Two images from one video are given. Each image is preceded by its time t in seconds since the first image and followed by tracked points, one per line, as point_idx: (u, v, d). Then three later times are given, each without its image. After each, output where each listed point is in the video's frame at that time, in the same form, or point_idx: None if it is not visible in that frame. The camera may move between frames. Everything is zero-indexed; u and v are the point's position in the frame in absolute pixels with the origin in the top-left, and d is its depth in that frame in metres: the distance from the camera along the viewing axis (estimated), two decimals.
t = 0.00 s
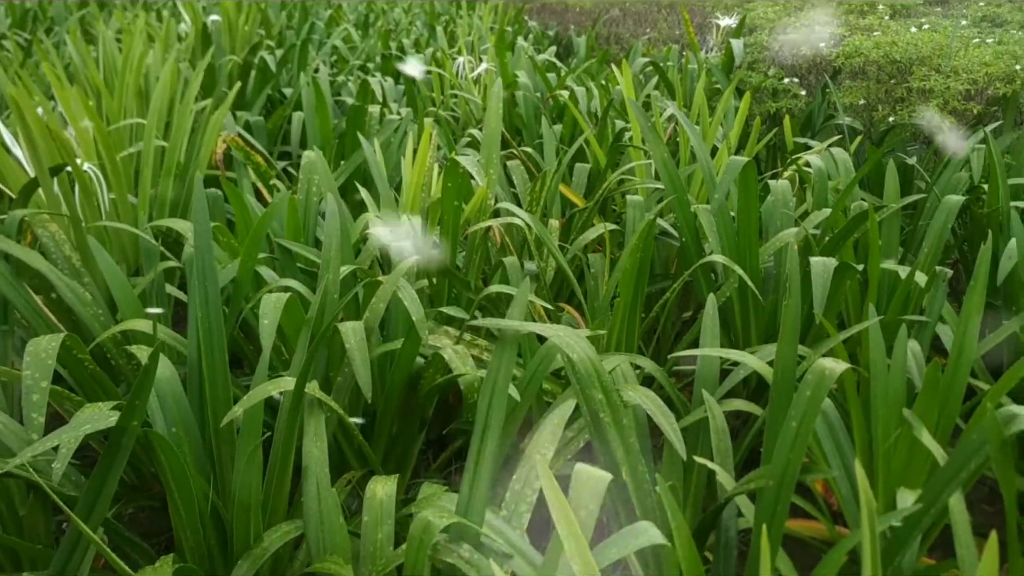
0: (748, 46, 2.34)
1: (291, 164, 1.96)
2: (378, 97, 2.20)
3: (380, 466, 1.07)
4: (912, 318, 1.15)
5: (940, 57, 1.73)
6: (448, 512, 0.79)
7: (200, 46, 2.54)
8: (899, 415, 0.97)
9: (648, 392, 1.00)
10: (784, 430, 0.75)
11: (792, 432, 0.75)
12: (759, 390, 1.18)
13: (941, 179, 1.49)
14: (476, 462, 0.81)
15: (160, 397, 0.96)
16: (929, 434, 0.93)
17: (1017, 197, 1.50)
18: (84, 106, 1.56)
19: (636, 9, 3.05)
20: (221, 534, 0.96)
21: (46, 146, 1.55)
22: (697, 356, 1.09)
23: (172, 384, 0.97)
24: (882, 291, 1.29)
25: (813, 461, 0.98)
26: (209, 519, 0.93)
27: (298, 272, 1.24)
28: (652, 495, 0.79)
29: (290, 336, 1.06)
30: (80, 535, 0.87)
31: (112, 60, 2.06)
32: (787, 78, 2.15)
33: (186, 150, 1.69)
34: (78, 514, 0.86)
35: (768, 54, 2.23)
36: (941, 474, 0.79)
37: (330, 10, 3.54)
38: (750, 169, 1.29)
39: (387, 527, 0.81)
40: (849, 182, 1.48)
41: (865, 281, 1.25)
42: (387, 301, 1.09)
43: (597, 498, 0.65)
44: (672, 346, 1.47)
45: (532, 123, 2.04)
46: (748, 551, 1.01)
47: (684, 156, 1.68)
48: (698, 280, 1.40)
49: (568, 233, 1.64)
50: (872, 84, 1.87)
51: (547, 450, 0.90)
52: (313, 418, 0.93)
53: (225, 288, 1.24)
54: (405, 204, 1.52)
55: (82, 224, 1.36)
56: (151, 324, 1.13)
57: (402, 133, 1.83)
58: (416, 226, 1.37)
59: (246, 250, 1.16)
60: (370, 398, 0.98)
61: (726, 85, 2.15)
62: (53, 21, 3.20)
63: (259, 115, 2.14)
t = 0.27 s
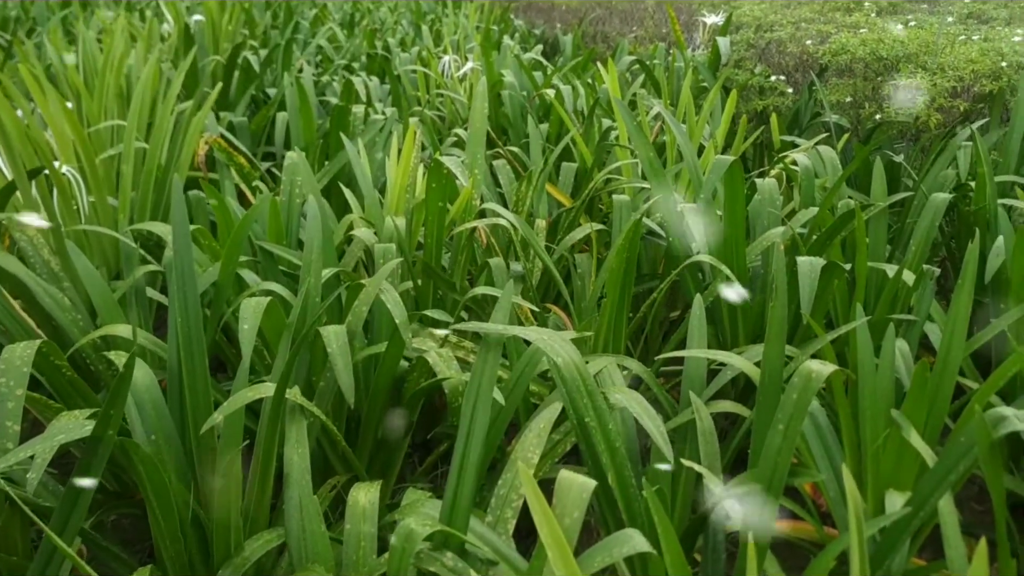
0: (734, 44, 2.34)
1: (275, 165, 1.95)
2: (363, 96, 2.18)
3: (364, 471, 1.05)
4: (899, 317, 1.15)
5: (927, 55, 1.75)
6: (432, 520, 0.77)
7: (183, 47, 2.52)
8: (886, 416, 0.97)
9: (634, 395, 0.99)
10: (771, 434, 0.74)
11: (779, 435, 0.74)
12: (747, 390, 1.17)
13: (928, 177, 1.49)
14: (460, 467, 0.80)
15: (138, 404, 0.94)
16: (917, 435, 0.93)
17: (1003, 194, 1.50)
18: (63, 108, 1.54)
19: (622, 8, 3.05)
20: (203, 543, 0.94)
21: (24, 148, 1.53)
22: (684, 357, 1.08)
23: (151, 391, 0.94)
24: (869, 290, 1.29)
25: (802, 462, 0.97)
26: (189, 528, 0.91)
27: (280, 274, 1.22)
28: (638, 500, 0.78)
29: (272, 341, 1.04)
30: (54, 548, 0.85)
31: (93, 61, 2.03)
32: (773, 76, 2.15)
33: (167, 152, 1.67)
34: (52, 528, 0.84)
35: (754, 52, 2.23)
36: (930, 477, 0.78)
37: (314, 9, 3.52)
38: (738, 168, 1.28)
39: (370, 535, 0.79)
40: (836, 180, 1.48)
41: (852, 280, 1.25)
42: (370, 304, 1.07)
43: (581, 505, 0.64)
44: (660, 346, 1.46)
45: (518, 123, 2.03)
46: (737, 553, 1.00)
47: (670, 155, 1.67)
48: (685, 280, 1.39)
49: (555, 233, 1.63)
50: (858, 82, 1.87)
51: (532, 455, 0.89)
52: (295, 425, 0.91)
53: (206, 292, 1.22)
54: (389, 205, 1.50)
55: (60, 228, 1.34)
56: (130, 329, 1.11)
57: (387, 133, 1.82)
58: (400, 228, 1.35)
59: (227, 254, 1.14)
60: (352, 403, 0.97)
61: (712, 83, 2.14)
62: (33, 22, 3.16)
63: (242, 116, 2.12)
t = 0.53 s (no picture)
0: (715, 40, 2.33)
1: (254, 165, 1.92)
2: (342, 96, 2.17)
3: (346, 476, 1.04)
4: (883, 313, 1.15)
5: (907, 50, 1.75)
6: (414, 526, 0.76)
7: (159, 46, 2.48)
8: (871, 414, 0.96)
9: (618, 396, 0.98)
10: (756, 435, 0.74)
11: (764, 436, 0.73)
12: (731, 388, 1.16)
13: (910, 172, 1.48)
14: (441, 473, 0.78)
15: (113, 413, 0.91)
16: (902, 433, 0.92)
17: (984, 189, 1.51)
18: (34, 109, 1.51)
19: (603, 4, 3.06)
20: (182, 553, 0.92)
21: None
22: (668, 357, 1.07)
23: (126, 398, 0.93)
24: (852, 286, 1.29)
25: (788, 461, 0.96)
26: (167, 537, 0.89)
27: (258, 277, 1.20)
28: (624, 503, 0.77)
29: (250, 345, 1.02)
30: (27, 561, 0.83)
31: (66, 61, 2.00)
32: (755, 72, 2.14)
33: (143, 153, 1.65)
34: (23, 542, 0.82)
35: (735, 48, 2.23)
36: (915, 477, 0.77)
37: (293, 7, 3.49)
38: (719, 166, 1.28)
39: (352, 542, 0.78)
40: (818, 176, 1.47)
41: (836, 276, 1.24)
42: (350, 307, 1.06)
43: (565, 511, 0.64)
44: (644, 345, 1.45)
45: (500, 121, 2.02)
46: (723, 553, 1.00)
47: (653, 153, 1.67)
48: (669, 277, 1.38)
49: (537, 232, 1.62)
50: (839, 77, 1.86)
51: (516, 459, 0.88)
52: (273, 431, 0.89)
53: (183, 296, 1.20)
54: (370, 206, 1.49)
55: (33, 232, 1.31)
56: (106, 334, 1.09)
57: (367, 133, 1.80)
58: (380, 229, 1.34)
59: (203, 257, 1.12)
60: (333, 408, 0.95)
61: (693, 79, 2.14)
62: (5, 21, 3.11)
63: (220, 116, 2.09)
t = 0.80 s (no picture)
0: (699, 38, 2.34)
1: (236, 166, 1.90)
2: (325, 95, 2.15)
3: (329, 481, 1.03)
4: (868, 311, 1.14)
5: (891, 47, 1.77)
6: (397, 534, 0.75)
7: (139, 46, 2.46)
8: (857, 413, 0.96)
9: (603, 397, 0.98)
10: (741, 437, 0.73)
11: (749, 438, 0.73)
12: (717, 388, 1.16)
13: (894, 169, 1.48)
14: (424, 478, 0.77)
15: (91, 422, 0.88)
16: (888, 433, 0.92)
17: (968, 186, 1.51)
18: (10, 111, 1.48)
19: (588, 2, 3.08)
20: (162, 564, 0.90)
21: None
22: (653, 357, 1.06)
23: (104, 405, 0.89)
24: (838, 284, 1.28)
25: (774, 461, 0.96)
26: (146, 547, 0.87)
27: (239, 280, 1.19)
28: (608, 508, 0.76)
29: (230, 350, 1.01)
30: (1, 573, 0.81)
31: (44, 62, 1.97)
32: (739, 69, 2.14)
33: (122, 154, 1.62)
34: None
35: (720, 46, 2.23)
36: (902, 477, 0.77)
37: (276, 6, 3.47)
38: (703, 164, 1.28)
39: (333, 549, 0.77)
40: (803, 173, 1.47)
41: (821, 275, 1.24)
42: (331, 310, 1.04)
43: (548, 518, 0.63)
44: (630, 344, 1.45)
45: (484, 120, 2.01)
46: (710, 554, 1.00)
47: (637, 151, 1.66)
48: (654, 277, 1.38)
49: (522, 231, 1.61)
50: (823, 74, 1.87)
51: (500, 463, 0.87)
52: (253, 437, 0.88)
53: (163, 299, 1.18)
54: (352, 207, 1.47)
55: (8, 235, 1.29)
56: (83, 339, 1.07)
57: (350, 133, 1.79)
58: (363, 230, 1.32)
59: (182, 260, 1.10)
60: (314, 413, 0.94)
61: (678, 77, 2.14)
62: None
63: (201, 116, 2.07)
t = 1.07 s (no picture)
0: (675, 27, 2.33)
1: (209, 161, 1.88)
2: (299, 88, 2.12)
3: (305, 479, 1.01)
4: (844, 300, 1.14)
5: (864, 35, 1.77)
6: (371, 535, 0.74)
7: (109, 40, 2.42)
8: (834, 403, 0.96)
9: (580, 391, 0.97)
10: (717, 430, 0.72)
11: (725, 432, 0.72)
12: (695, 380, 1.16)
13: (870, 157, 1.48)
14: (398, 477, 0.76)
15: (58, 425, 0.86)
16: (865, 422, 0.92)
17: (943, 172, 1.51)
18: None
19: None
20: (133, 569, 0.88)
21: None
22: (631, 350, 1.06)
23: (71, 408, 0.87)
24: (814, 273, 1.28)
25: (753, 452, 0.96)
26: (117, 552, 0.85)
27: (211, 278, 1.17)
28: (586, 503, 0.75)
29: (201, 349, 0.99)
30: None
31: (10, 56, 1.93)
32: (715, 58, 2.13)
33: (91, 150, 1.59)
34: None
35: (696, 34, 2.22)
36: (878, 468, 0.77)
37: None
38: (679, 154, 1.28)
39: (308, 551, 0.75)
40: (780, 162, 1.47)
41: (798, 264, 1.24)
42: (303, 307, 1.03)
43: (523, 516, 0.62)
44: (609, 336, 1.44)
45: (460, 111, 1.99)
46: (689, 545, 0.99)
47: (614, 142, 1.65)
48: (632, 268, 1.37)
49: (499, 224, 1.60)
50: (799, 62, 1.86)
51: (477, 459, 0.86)
52: (225, 438, 0.86)
53: (133, 298, 1.15)
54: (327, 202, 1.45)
55: None
56: (51, 340, 1.04)
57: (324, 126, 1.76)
58: (337, 225, 1.31)
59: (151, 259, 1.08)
60: (287, 412, 0.92)
61: (654, 66, 2.13)
62: None
63: (173, 111, 2.04)
